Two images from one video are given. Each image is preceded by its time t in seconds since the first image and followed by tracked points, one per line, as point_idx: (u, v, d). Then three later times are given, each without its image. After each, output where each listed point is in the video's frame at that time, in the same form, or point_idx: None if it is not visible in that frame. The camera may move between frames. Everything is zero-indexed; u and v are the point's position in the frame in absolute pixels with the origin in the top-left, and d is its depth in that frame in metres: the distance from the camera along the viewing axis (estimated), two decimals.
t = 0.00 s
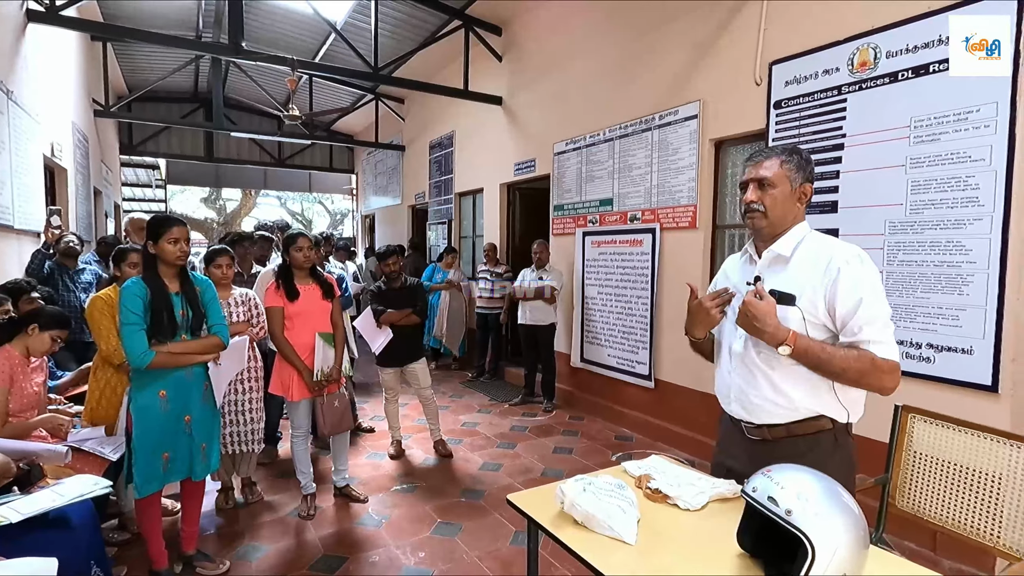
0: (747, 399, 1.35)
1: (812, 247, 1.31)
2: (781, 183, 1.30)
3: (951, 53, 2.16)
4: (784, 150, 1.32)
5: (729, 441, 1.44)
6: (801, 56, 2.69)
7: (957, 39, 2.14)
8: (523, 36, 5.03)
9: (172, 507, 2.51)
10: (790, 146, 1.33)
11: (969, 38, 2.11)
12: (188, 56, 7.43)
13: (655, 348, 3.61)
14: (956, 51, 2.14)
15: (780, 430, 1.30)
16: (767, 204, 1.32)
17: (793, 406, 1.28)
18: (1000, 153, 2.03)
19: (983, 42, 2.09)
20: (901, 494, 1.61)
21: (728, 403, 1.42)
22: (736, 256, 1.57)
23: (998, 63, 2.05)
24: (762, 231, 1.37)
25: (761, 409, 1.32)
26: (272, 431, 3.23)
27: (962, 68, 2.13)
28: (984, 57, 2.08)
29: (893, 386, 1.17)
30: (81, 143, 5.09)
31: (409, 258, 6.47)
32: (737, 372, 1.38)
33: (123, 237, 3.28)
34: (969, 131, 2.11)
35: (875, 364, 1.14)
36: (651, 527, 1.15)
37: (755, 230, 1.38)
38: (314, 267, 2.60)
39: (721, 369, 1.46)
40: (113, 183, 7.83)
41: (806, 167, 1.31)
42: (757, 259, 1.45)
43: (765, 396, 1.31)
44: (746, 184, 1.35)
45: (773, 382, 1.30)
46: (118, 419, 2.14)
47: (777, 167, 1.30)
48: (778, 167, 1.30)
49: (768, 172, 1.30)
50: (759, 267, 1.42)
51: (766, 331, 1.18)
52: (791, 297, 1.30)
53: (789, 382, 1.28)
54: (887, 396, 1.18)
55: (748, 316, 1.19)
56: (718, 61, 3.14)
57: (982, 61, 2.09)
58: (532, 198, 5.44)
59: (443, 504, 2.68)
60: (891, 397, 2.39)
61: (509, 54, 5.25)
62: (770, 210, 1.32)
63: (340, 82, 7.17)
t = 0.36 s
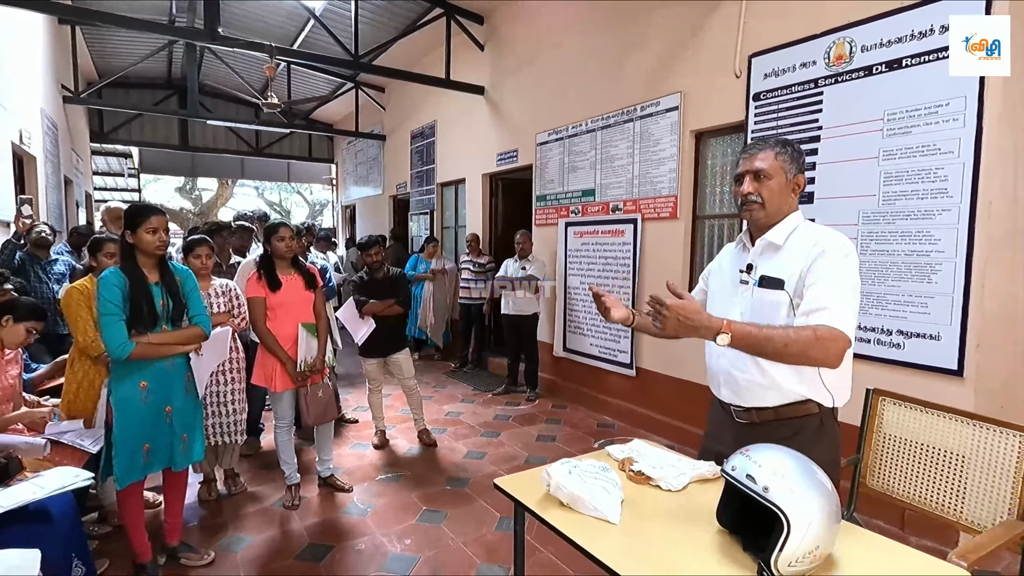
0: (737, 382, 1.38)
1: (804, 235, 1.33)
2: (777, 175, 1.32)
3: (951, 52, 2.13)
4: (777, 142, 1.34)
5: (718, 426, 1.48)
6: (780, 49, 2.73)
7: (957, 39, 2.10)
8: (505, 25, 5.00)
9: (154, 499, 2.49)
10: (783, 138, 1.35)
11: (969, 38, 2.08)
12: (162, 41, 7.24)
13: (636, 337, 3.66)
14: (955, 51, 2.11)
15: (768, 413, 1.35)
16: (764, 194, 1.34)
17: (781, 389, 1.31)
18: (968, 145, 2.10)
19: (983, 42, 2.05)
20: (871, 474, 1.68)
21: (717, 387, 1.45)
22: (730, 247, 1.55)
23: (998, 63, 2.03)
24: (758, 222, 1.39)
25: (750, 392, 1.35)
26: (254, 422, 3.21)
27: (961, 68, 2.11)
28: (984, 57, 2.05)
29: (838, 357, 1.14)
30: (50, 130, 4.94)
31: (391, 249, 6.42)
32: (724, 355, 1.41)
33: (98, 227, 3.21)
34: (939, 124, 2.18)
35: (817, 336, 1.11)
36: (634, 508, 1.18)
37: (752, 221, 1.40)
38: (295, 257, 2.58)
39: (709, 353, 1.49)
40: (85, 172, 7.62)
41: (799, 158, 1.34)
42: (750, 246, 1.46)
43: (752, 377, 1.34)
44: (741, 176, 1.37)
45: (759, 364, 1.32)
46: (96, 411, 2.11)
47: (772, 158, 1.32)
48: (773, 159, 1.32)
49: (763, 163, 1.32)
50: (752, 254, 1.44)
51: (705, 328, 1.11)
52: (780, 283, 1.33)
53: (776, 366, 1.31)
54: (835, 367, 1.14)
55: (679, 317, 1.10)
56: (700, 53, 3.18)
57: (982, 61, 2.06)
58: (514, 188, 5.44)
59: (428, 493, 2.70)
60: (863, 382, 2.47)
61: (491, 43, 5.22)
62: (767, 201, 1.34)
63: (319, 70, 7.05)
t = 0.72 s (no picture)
0: (738, 357, 1.41)
1: (806, 213, 1.34)
2: (777, 152, 1.34)
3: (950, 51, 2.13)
4: (779, 119, 1.35)
5: (721, 404, 1.51)
6: (775, 30, 2.73)
7: (957, 38, 2.10)
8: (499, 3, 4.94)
9: (154, 478, 2.51)
10: (786, 115, 1.36)
11: (969, 38, 2.08)
12: (147, 19, 7.08)
13: (630, 318, 3.70)
14: (955, 51, 2.11)
15: (769, 390, 1.38)
16: (764, 171, 1.35)
17: (782, 364, 1.34)
18: (960, 127, 2.12)
19: (983, 42, 2.07)
20: (860, 446, 1.73)
21: (719, 362, 1.48)
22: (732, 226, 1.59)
23: (998, 63, 2.05)
24: (759, 198, 1.41)
25: (750, 368, 1.39)
26: (252, 403, 3.22)
27: (961, 68, 2.11)
28: (984, 57, 2.07)
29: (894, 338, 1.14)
30: (36, 110, 4.86)
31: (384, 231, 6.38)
32: (727, 330, 1.44)
33: (89, 208, 3.18)
34: (932, 106, 2.20)
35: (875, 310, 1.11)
36: (632, 478, 1.22)
37: (753, 198, 1.42)
38: (291, 238, 2.57)
39: (712, 330, 1.51)
40: (71, 153, 7.48)
41: (802, 135, 1.35)
42: (753, 224, 1.49)
43: (753, 353, 1.37)
44: (742, 153, 1.39)
45: (762, 339, 1.35)
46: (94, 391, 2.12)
47: (773, 136, 1.33)
48: (774, 136, 1.33)
49: (764, 140, 1.34)
50: (755, 232, 1.46)
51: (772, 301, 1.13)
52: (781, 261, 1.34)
53: (777, 342, 1.34)
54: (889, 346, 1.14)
55: (742, 283, 1.13)
56: (695, 33, 3.16)
57: (982, 61, 2.08)
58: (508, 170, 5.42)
59: (426, 471, 2.74)
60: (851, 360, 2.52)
61: (484, 22, 5.16)
62: (766, 176, 1.36)
63: (309, 49, 6.94)
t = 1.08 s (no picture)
0: (733, 377, 1.42)
1: (803, 237, 1.36)
2: (763, 179, 1.36)
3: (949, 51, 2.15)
4: (763, 144, 1.37)
5: (712, 422, 1.52)
6: (758, 52, 2.81)
7: (958, 38, 2.14)
8: (487, 23, 5.01)
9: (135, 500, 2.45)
10: (770, 139, 1.38)
11: (970, 38, 2.13)
12: (134, 35, 7.08)
13: (619, 333, 3.72)
14: (956, 50, 2.14)
15: (762, 409, 1.39)
16: (751, 198, 1.37)
17: (779, 385, 1.35)
18: (936, 147, 2.19)
19: (983, 42, 2.14)
20: (847, 462, 1.74)
21: (714, 382, 1.49)
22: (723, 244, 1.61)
23: (998, 62, 2.15)
24: (748, 223, 1.43)
25: (745, 388, 1.40)
26: (237, 422, 3.17)
27: (963, 67, 2.13)
28: (985, 56, 2.14)
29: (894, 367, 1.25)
30: (19, 125, 4.80)
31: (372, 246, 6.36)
32: (723, 351, 1.45)
33: (73, 224, 3.14)
34: (909, 126, 2.27)
35: (886, 349, 1.21)
36: (623, 497, 1.22)
37: (741, 223, 1.44)
38: (280, 255, 2.56)
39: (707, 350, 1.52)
40: (54, 167, 7.40)
41: (786, 159, 1.36)
42: (746, 245, 1.50)
43: (751, 374, 1.38)
44: (728, 181, 1.41)
45: (759, 361, 1.36)
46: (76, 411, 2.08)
47: (758, 162, 1.35)
48: (759, 162, 1.35)
49: (750, 168, 1.36)
50: (749, 253, 1.47)
51: (796, 342, 1.14)
52: (780, 285, 1.36)
53: (775, 364, 1.35)
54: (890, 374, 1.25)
55: (772, 335, 1.12)
56: (679, 55, 3.24)
57: (983, 60, 2.14)
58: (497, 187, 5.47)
59: (415, 489, 2.71)
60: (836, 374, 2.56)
61: (473, 41, 5.23)
62: (753, 204, 1.38)
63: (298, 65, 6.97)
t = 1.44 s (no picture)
0: (725, 376, 1.42)
1: (794, 234, 1.36)
2: (761, 170, 1.35)
3: (952, 49, 2.13)
4: (763, 137, 1.36)
5: (703, 419, 1.52)
6: (750, 48, 2.80)
7: (959, 38, 2.12)
8: (480, 18, 4.98)
9: (124, 499, 2.43)
10: (768, 132, 1.37)
11: (970, 38, 2.12)
12: (123, 29, 6.99)
13: (612, 330, 3.72)
14: (958, 50, 2.12)
15: (755, 407, 1.39)
16: (749, 189, 1.36)
17: (770, 384, 1.35)
18: (927, 143, 2.19)
19: (983, 42, 2.11)
20: (837, 458, 1.74)
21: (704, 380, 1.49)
22: (714, 240, 1.61)
23: (998, 62, 2.10)
24: (743, 216, 1.41)
25: (737, 386, 1.39)
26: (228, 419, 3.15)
27: (964, 67, 2.12)
28: (985, 56, 2.11)
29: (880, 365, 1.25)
30: (6, 120, 4.75)
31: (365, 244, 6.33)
32: (713, 350, 1.45)
33: (60, 221, 3.11)
34: (900, 123, 2.27)
35: (870, 350, 1.21)
36: (613, 494, 1.22)
37: (737, 216, 1.42)
38: (270, 251, 2.54)
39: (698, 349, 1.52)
40: (42, 164, 7.31)
41: (784, 152, 1.36)
42: (737, 242, 1.49)
43: (741, 373, 1.38)
44: (726, 170, 1.39)
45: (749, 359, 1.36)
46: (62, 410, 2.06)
47: (757, 153, 1.34)
48: (758, 154, 1.34)
49: (748, 158, 1.35)
50: (740, 250, 1.46)
51: (770, 350, 1.17)
52: (771, 282, 1.35)
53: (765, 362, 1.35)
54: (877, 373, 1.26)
55: (749, 343, 1.14)
56: (672, 51, 3.23)
57: (983, 60, 2.11)
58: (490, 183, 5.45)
59: (407, 487, 2.70)
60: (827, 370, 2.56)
61: (466, 36, 5.20)
62: (751, 194, 1.37)
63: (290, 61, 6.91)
